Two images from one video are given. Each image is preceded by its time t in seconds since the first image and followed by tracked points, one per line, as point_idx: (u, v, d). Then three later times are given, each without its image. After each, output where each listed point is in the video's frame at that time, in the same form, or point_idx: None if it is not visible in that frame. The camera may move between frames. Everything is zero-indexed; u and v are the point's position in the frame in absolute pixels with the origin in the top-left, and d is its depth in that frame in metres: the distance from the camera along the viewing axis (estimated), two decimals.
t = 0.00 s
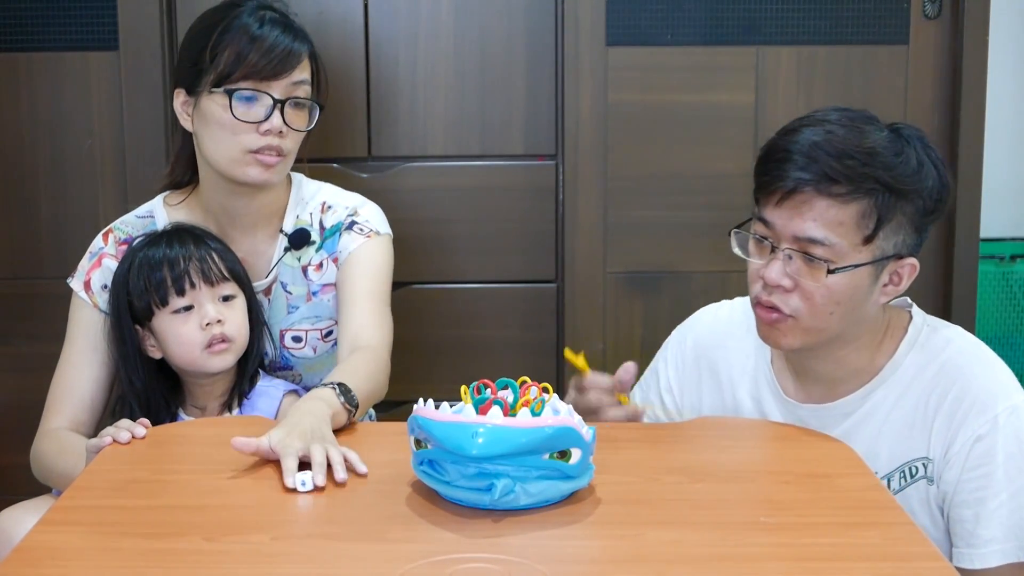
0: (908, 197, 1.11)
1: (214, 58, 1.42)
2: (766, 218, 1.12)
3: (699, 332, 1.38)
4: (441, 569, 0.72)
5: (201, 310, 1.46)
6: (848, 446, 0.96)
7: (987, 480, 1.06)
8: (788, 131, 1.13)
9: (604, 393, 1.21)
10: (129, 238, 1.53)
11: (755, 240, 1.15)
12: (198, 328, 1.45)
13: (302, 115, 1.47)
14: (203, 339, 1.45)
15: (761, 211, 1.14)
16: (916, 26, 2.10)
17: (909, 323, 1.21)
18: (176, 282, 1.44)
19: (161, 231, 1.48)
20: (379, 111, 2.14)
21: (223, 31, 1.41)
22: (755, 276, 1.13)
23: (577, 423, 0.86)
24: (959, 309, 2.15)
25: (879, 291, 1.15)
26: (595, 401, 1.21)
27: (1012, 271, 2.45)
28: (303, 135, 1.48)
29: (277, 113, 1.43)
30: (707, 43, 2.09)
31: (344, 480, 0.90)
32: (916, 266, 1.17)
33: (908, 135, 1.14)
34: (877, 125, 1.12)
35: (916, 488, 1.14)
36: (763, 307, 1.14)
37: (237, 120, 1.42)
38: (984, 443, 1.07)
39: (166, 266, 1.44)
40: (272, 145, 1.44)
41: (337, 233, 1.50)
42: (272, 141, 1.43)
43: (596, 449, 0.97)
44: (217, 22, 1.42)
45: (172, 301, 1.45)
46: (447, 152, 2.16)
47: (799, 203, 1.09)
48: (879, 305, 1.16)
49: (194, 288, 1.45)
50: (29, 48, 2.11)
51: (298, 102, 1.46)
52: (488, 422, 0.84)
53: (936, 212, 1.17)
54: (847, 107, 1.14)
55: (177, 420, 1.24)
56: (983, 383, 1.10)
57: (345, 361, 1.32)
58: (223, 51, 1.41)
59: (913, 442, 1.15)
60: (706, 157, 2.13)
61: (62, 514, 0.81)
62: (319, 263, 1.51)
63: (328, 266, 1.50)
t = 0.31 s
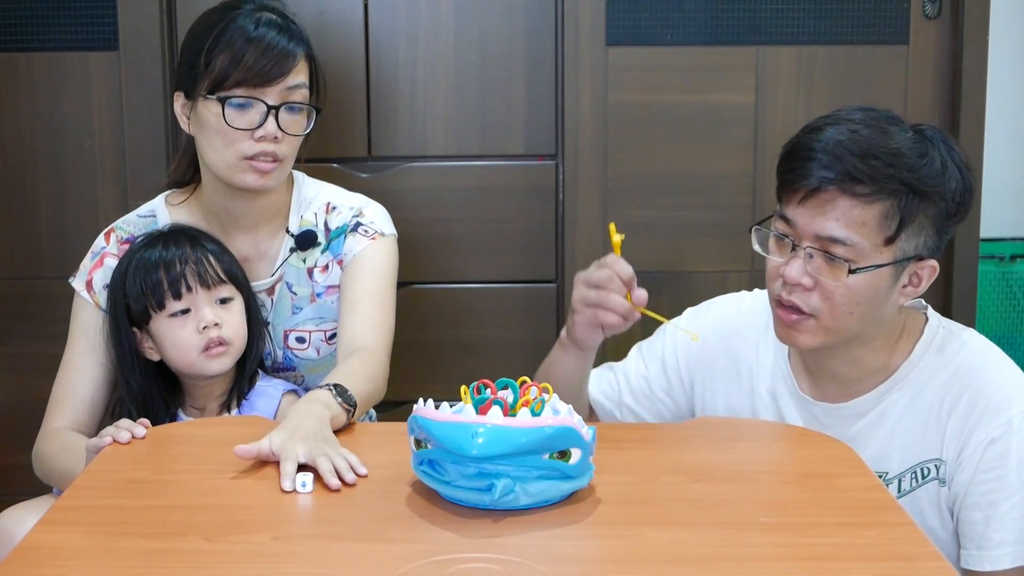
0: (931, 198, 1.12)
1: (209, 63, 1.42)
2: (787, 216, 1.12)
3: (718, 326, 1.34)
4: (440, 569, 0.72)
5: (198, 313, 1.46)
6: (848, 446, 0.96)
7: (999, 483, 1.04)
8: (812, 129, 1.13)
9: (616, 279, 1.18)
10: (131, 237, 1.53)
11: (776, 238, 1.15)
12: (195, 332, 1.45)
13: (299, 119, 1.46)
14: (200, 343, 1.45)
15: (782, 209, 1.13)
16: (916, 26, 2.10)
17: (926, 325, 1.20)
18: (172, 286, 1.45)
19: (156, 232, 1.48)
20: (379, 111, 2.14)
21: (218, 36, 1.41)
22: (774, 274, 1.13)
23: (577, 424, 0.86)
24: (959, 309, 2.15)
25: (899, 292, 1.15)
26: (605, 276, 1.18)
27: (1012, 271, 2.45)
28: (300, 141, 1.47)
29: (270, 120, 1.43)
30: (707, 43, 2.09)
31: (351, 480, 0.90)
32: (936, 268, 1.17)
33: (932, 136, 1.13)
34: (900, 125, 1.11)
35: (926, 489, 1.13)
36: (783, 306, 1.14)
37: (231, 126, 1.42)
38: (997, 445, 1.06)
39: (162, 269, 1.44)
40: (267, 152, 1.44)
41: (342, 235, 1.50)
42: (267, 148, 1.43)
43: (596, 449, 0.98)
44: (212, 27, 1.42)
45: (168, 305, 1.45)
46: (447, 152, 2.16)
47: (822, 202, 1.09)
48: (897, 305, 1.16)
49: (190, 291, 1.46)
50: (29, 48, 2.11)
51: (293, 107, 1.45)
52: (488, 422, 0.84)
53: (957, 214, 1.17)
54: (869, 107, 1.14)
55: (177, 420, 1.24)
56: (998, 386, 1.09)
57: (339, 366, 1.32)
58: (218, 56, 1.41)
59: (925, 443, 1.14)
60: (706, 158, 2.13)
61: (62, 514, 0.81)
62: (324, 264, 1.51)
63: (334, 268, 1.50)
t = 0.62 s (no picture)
0: (935, 194, 1.11)
1: (208, 63, 1.42)
2: (792, 212, 1.12)
3: (732, 320, 1.32)
4: (440, 570, 0.72)
5: (201, 314, 1.46)
6: (849, 447, 0.96)
7: (1004, 480, 1.04)
8: (816, 125, 1.13)
9: (574, 226, 1.09)
10: (131, 236, 1.53)
11: (779, 235, 1.15)
12: (198, 333, 1.45)
13: (298, 119, 1.46)
14: (202, 344, 1.45)
15: (788, 206, 1.14)
16: (916, 26, 2.10)
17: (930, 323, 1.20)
18: (176, 286, 1.44)
19: (163, 231, 1.48)
20: (379, 111, 2.14)
21: (217, 36, 1.42)
22: (779, 270, 1.14)
23: (577, 424, 0.86)
24: (959, 309, 2.15)
25: (903, 288, 1.15)
26: (562, 221, 1.09)
27: (1012, 271, 2.45)
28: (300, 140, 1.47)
29: (270, 119, 1.43)
30: (707, 43, 2.09)
31: (350, 481, 0.89)
32: (940, 264, 1.17)
33: (935, 132, 1.13)
34: (903, 121, 1.11)
35: (930, 486, 1.13)
36: (788, 302, 1.14)
37: (230, 126, 1.42)
38: (1001, 442, 1.06)
39: (166, 269, 1.44)
40: (266, 152, 1.44)
41: (343, 235, 1.50)
42: (266, 147, 1.43)
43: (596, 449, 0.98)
44: (212, 27, 1.42)
45: (172, 305, 1.45)
46: (447, 152, 2.16)
47: (826, 198, 1.09)
48: (903, 302, 1.16)
49: (194, 292, 1.46)
50: (29, 48, 2.11)
51: (292, 106, 1.45)
52: (488, 422, 0.83)
53: (962, 210, 1.17)
54: (872, 104, 1.14)
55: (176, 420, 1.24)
56: (1002, 383, 1.09)
57: (341, 366, 1.32)
58: (217, 55, 1.41)
59: (929, 441, 1.13)
60: (706, 158, 2.13)
61: (62, 515, 0.81)
62: (325, 264, 1.51)
63: (335, 268, 1.50)
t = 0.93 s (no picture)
0: (932, 191, 1.11)
1: (207, 63, 1.42)
2: (790, 210, 1.13)
3: (746, 320, 1.30)
4: (440, 570, 0.72)
5: (204, 314, 1.46)
6: (848, 447, 0.96)
7: (1005, 479, 1.04)
8: (814, 123, 1.13)
9: (506, 223, 1.02)
10: (130, 236, 1.53)
11: (778, 232, 1.15)
12: (202, 334, 1.45)
13: (297, 118, 1.46)
14: (206, 344, 1.45)
15: (785, 203, 1.14)
16: (916, 26, 2.10)
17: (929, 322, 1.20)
18: (180, 286, 1.44)
19: (166, 231, 1.48)
20: (379, 111, 2.14)
21: (215, 36, 1.42)
22: (777, 267, 1.13)
23: (577, 423, 0.86)
24: (960, 309, 2.15)
25: (901, 286, 1.15)
26: (496, 216, 1.02)
27: (1012, 271, 2.45)
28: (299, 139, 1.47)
29: (269, 118, 1.43)
30: (707, 43, 2.09)
31: (349, 481, 0.89)
32: (938, 263, 1.17)
33: (933, 131, 1.13)
34: (901, 119, 1.12)
35: (931, 485, 1.13)
36: (786, 299, 1.14)
37: (228, 125, 1.42)
38: (1002, 441, 1.05)
39: (170, 269, 1.44)
40: (265, 151, 1.44)
41: (343, 234, 1.50)
42: (265, 146, 1.43)
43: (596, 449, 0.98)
44: (210, 27, 1.42)
45: (175, 305, 1.45)
46: (447, 152, 2.16)
47: (823, 194, 1.09)
48: (901, 301, 1.16)
49: (198, 292, 1.45)
50: (28, 48, 2.11)
51: (291, 105, 1.45)
52: (488, 422, 0.83)
53: (960, 209, 1.17)
54: (870, 103, 1.14)
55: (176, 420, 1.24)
56: (1003, 382, 1.09)
57: (341, 365, 1.31)
58: (215, 55, 1.41)
59: (930, 440, 1.13)
60: (706, 158, 2.13)
61: (62, 515, 0.81)
62: (324, 263, 1.51)
63: (334, 267, 1.50)
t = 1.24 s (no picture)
0: (927, 192, 1.12)
1: (204, 64, 1.42)
2: (785, 209, 1.13)
3: (753, 321, 1.30)
4: (440, 569, 0.72)
5: (207, 314, 1.46)
6: (848, 447, 0.96)
7: (1004, 480, 1.04)
8: (809, 123, 1.13)
9: (483, 244, 1.05)
10: (130, 237, 1.53)
11: (773, 232, 1.15)
12: (204, 334, 1.45)
13: (295, 118, 1.46)
14: (207, 344, 1.45)
15: (781, 202, 1.14)
16: (916, 26, 2.10)
17: (927, 323, 1.20)
18: (182, 286, 1.44)
19: (168, 231, 1.48)
20: (379, 111, 2.14)
21: (213, 37, 1.42)
22: (771, 267, 1.14)
23: (577, 423, 0.86)
24: (960, 309, 2.14)
25: (896, 287, 1.15)
26: (473, 236, 1.05)
27: (1012, 270, 2.45)
28: (297, 139, 1.47)
29: (267, 119, 1.43)
30: (707, 43, 2.09)
31: (350, 482, 0.89)
32: (933, 264, 1.17)
33: (928, 133, 1.14)
34: (897, 120, 1.12)
35: (930, 487, 1.13)
36: (780, 299, 1.14)
37: (226, 126, 1.42)
38: (1001, 442, 1.05)
39: (172, 268, 1.44)
40: (263, 152, 1.44)
41: (342, 234, 1.50)
42: (263, 147, 1.43)
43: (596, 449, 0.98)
44: (208, 28, 1.42)
45: (177, 305, 1.45)
46: (447, 152, 2.16)
47: (818, 193, 1.10)
48: (895, 302, 1.16)
49: (200, 292, 1.45)
50: (29, 48, 2.11)
51: (289, 106, 1.45)
52: (488, 422, 0.83)
53: (955, 211, 1.17)
54: (866, 103, 1.15)
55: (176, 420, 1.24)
56: (1002, 383, 1.09)
57: (341, 366, 1.31)
58: (213, 56, 1.41)
59: (930, 441, 1.13)
60: (706, 157, 2.13)
61: (63, 515, 0.81)
62: (324, 263, 1.51)
63: (334, 267, 1.51)
